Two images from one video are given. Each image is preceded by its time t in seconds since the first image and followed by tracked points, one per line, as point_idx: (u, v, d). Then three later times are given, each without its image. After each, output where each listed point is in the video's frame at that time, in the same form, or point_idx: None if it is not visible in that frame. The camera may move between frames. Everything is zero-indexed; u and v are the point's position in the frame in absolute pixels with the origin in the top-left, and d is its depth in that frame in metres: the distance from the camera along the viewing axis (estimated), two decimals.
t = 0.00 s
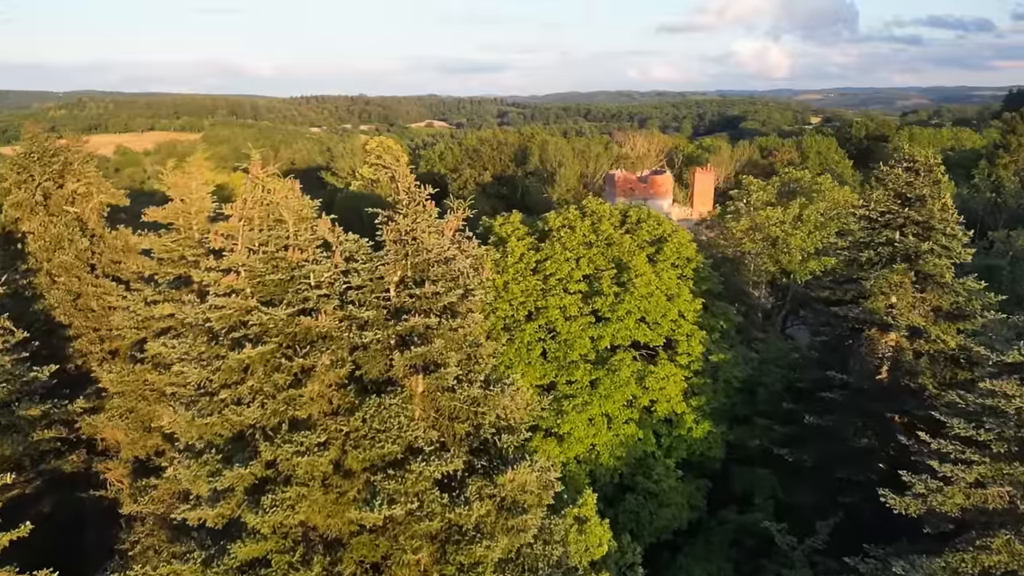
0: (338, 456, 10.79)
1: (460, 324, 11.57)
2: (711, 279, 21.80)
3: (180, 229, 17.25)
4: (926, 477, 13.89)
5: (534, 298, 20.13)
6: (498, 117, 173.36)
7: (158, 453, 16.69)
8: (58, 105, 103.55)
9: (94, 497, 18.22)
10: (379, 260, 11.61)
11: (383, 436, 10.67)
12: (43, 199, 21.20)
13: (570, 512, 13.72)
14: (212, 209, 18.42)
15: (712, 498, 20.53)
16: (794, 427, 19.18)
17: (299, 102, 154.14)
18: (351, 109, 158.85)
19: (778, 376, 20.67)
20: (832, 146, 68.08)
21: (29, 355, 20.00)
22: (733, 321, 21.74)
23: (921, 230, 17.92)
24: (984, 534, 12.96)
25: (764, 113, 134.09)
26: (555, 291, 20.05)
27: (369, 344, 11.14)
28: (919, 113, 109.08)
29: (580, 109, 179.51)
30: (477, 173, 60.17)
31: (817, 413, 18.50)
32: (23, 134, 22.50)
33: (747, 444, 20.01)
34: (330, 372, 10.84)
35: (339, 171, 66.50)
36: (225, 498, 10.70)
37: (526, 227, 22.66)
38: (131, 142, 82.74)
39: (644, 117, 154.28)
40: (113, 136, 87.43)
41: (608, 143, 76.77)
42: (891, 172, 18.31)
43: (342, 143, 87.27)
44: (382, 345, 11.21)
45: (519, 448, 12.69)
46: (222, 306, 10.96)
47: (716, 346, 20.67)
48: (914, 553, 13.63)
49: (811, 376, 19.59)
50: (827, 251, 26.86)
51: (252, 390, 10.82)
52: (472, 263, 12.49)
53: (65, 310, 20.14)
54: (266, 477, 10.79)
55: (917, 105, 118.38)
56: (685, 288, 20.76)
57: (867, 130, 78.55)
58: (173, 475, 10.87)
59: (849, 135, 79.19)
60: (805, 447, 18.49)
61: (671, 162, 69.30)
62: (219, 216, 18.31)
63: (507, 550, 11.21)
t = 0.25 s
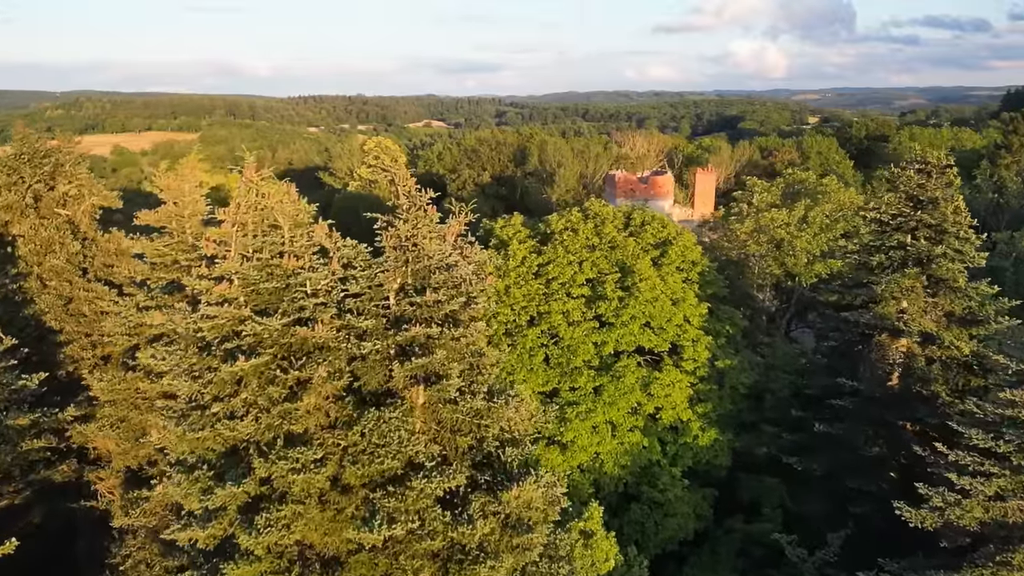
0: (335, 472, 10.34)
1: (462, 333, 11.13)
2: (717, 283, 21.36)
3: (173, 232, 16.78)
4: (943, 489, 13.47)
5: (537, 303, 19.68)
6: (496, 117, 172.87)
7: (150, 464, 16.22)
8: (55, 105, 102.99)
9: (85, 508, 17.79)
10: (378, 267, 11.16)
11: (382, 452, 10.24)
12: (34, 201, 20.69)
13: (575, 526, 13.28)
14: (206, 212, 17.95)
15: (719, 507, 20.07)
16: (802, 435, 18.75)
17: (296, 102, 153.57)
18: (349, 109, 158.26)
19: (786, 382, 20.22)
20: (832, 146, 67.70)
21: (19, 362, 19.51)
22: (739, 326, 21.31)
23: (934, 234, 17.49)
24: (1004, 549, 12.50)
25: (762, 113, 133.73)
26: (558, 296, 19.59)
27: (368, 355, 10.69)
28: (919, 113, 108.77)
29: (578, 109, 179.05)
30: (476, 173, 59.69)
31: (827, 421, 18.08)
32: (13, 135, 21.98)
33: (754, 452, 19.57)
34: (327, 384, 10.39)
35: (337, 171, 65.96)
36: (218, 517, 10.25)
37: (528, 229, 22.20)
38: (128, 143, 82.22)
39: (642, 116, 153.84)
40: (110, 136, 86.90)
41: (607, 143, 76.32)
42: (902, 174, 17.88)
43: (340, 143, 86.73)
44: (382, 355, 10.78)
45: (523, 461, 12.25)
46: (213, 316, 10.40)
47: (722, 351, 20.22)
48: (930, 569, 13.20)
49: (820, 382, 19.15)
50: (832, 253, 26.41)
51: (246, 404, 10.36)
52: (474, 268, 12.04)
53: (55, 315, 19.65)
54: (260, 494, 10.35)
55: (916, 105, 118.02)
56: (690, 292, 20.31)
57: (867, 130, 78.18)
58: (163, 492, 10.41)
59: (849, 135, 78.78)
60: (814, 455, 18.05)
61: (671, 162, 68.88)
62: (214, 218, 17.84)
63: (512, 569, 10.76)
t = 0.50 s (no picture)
0: (333, 489, 9.88)
1: (466, 344, 10.70)
2: (723, 287, 20.92)
3: (166, 236, 16.30)
4: (961, 502, 13.03)
5: (539, 308, 19.22)
6: (495, 117, 172.52)
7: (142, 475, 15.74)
8: (52, 106, 102.43)
9: (77, 519, 17.31)
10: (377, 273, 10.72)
11: (382, 468, 9.80)
12: (24, 203, 20.16)
13: (582, 542, 12.81)
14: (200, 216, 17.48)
15: (725, 516, 19.61)
16: (812, 443, 18.31)
17: (294, 103, 153.14)
18: (347, 109, 157.74)
19: (794, 389, 19.77)
20: (833, 146, 67.31)
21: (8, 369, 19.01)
22: (745, 330, 20.86)
23: (947, 237, 17.05)
24: None
25: (761, 113, 133.38)
26: (561, 301, 19.12)
27: (367, 366, 10.26)
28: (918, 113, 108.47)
29: (576, 109, 178.67)
30: (475, 173, 59.24)
31: (837, 429, 17.66)
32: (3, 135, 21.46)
33: (761, 460, 19.11)
34: (324, 397, 9.93)
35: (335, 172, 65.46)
36: (209, 538, 9.76)
37: (530, 232, 21.75)
38: (125, 143, 81.70)
39: (641, 116, 153.42)
40: (107, 136, 86.40)
41: (607, 143, 75.89)
42: (914, 176, 17.44)
43: (338, 143, 86.24)
44: (381, 367, 10.34)
45: (528, 476, 11.78)
46: (204, 327, 9.88)
47: (729, 357, 19.78)
48: None
49: (829, 390, 18.70)
50: (839, 256, 25.97)
51: (239, 418, 9.89)
52: (476, 275, 11.59)
53: (46, 321, 19.15)
54: (254, 513, 9.88)
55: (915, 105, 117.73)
56: (696, 296, 19.87)
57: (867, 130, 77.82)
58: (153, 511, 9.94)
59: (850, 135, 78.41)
60: (824, 464, 17.63)
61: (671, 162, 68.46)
62: (209, 222, 17.38)
63: None
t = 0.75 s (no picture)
0: (330, 508, 9.44)
1: (469, 355, 10.28)
2: (729, 291, 20.48)
3: (158, 241, 15.80)
4: (980, 516, 12.57)
5: (542, 313, 18.77)
6: (493, 117, 172.13)
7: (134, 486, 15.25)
8: (48, 106, 101.83)
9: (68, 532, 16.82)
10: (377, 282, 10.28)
11: (381, 487, 9.37)
12: (13, 206, 19.59)
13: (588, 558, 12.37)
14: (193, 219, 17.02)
15: (733, 526, 19.15)
16: (821, 452, 17.85)
17: (292, 103, 152.73)
18: (344, 109, 157.24)
19: (802, 396, 19.32)
20: (834, 146, 66.93)
21: None
22: (752, 336, 20.42)
23: (961, 241, 16.62)
24: None
25: (760, 113, 133.05)
26: (565, 306, 18.67)
27: (366, 378, 9.82)
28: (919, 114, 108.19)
29: (575, 109, 178.32)
30: (474, 174, 58.78)
31: (847, 438, 17.20)
32: None
33: (769, 469, 18.65)
34: (321, 412, 9.48)
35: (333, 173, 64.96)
36: (201, 560, 9.30)
37: (532, 235, 21.30)
38: (121, 143, 81.17)
39: (640, 116, 153.01)
40: (103, 136, 85.85)
41: (607, 144, 75.48)
42: (927, 178, 17.01)
43: (336, 143, 85.78)
44: (380, 379, 9.89)
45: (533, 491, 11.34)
46: (195, 338, 9.40)
47: (736, 363, 19.34)
48: None
49: (839, 397, 18.25)
50: (845, 259, 25.55)
51: (232, 434, 9.43)
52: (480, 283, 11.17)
53: (36, 326, 18.62)
54: (248, 534, 9.42)
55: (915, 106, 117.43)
56: (702, 300, 19.43)
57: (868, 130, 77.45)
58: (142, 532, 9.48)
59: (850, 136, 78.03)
60: (835, 474, 17.16)
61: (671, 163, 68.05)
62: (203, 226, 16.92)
63: None
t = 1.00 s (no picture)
0: (328, 529, 8.98)
1: (473, 367, 9.81)
2: (736, 295, 20.05)
3: (151, 245, 15.29)
4: (1001, 530, 12.12)
5: (545, 319, 18.32)
6: (491, 117, 171.80)
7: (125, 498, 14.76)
8: (45, 106, 101.37)
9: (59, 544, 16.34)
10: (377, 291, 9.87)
11: (381, 506, 8.93)
12: (4, 209, 19.19)
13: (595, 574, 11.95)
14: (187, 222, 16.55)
15: (740, 536, 18.70)
16: (831, 461, 17.41)
17: (289, 104, 152.34)
18: (342, 109, 156.79)
19: (812, 403, 18.87)
20: (835, 147, 66.58)
21: None
22: (760, 341, 19.98)
23: (976, 246, 16.18)
24: None
25: (759, 114, 132.80)
26: (568, 311, 18.23)
27: (366, 393, 9.37)
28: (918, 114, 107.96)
29: (573, 109, 177.98)
30: (473, 175, 58.34)
31: (858, 447, 16.76)
32: None
33: (778, 478, 18.20)
34: (318, 428, 9.01)
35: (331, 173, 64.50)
36: None
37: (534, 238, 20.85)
38: (118, 143, 80.70)
39: (639, 116, 152.61)
40: (100, 136, 85.35)
41: (606, 144, 75.08)
42: (941, 181, 16.57)
43: (334, 143, 85.35)
44: (381, 393, 9.48)
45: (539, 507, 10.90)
46: (185, 351, 8.89)
47: (743, 370, 18.91)
48: None
49: (849, 404, 17.80)
50: (852, 262, 25.12)
51: (225, 451, 8.95)
52: (484, 290, 10.73)
53: (27, 332, 18.16)
54: (242, 558, 8.95)
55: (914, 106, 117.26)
56: (709, 305, 18.99)
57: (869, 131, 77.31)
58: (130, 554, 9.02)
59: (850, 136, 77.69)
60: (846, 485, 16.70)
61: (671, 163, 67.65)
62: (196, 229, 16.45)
63: None
